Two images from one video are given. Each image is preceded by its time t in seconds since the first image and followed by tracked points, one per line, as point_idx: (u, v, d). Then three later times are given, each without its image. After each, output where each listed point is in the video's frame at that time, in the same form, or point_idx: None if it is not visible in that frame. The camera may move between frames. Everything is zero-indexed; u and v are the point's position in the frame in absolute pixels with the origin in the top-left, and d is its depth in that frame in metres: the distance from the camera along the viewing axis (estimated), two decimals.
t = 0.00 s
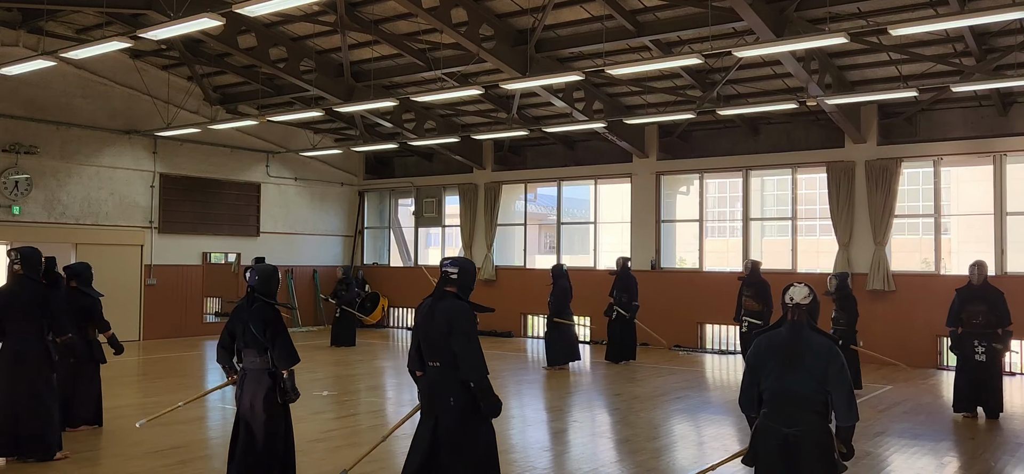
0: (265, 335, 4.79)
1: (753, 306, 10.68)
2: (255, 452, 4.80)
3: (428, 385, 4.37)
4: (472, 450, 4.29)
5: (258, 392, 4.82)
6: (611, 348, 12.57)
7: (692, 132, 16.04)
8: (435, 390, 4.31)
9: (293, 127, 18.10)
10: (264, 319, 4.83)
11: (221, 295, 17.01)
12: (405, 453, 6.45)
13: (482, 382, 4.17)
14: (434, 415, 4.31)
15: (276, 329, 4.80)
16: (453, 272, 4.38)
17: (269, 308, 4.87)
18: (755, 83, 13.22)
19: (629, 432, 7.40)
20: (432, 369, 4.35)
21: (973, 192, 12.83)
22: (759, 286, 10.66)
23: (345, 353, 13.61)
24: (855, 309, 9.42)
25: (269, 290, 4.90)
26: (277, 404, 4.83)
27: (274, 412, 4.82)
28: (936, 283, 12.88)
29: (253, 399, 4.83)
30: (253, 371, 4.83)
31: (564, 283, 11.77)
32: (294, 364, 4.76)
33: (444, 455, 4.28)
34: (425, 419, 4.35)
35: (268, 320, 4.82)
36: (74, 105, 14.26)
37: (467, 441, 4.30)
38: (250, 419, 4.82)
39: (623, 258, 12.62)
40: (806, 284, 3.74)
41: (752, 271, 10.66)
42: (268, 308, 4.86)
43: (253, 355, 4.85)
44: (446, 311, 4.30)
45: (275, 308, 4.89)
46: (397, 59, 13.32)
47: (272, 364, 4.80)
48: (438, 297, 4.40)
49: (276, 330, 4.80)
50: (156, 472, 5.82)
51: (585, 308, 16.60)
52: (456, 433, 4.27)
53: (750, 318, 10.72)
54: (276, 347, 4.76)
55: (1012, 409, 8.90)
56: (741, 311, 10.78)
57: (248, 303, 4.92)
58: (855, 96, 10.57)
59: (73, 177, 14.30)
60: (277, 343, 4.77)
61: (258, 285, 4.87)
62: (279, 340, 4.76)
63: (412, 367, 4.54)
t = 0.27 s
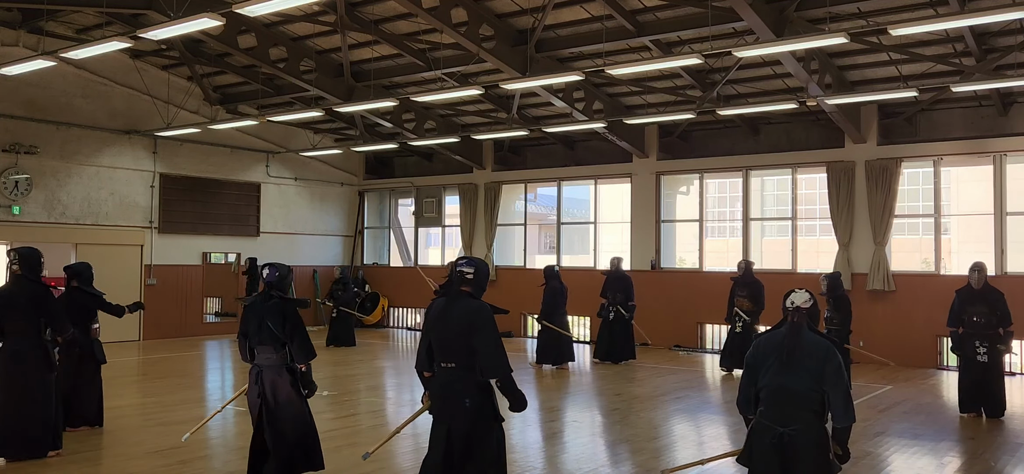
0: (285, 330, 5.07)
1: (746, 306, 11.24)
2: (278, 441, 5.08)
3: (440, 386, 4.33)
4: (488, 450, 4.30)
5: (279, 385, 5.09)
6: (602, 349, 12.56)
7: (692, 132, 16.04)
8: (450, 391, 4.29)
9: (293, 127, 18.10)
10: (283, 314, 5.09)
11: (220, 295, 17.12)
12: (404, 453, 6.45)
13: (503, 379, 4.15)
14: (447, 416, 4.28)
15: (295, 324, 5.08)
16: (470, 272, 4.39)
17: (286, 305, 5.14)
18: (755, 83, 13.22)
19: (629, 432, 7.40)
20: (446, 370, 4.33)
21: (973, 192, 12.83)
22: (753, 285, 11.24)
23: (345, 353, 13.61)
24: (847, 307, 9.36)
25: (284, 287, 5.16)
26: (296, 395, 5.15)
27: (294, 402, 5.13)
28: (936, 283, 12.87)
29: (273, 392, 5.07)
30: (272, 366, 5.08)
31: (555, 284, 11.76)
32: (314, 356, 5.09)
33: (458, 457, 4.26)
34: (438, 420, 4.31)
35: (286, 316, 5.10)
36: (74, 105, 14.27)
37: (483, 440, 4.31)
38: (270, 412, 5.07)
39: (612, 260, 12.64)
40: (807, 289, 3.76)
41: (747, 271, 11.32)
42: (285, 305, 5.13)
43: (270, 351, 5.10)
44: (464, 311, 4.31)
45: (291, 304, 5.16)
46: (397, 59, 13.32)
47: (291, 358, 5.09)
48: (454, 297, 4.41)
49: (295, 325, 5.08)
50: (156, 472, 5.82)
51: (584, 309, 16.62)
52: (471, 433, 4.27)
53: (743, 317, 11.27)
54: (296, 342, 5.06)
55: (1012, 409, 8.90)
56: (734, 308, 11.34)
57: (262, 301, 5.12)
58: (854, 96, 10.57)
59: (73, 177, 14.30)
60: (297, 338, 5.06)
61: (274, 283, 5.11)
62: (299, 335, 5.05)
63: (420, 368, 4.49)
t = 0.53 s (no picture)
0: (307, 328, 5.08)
1: (737, 306, 11.05)
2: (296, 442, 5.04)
3: (443, 386, 4.33)
4: (490, 452, 4.30)
5: (298, 384, 5.04)
6: (596, 352, 12.41)
7: (692, 133, 16.04)
8: (454, 390, 4.29)
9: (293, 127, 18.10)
10: (304, 313, 5.12)
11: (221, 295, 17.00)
12: (404, 453, 6.44)
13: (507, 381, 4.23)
14: (449, 416, 4.28)
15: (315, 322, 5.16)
16: (477, 271, 4.41)
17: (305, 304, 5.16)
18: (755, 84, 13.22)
19: (629, 432, 7.39)
20: (450, 368, 4.33)
21: (973, 192, 12.83)
22: (745, 286, 11.10)
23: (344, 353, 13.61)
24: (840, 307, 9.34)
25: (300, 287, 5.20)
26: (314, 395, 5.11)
27: (313, 402, 5.10)
28: (936, 283, 12.87)
29: (291, 391, 5.03)
30: (292, 364, 5.05)
31: (543, 284, 11.78)
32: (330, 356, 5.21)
33: (460, 457, 4.25)
34: (440, 420, 4.30)
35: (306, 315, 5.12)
36: (74, 105, 14.27)
37: (487, 441, 4.31)
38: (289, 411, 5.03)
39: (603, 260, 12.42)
40: (803, 287, 3.78)
41: (738, 271, 11.20)
42: (303, 304, 5.15)
43: (289, 350, 5.07)
44: (473, 311, 4.33)
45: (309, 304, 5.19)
46: (397, 59, 13.32)
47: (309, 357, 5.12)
48: (461, 296, 4.42)
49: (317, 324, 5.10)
50: (156, 471, 5.82)
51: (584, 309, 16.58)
52: (474, 434, 4.27)
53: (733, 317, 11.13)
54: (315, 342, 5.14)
55: (1012, 409, 8.90)
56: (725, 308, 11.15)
57: (280, 300, 5.12)
58: (854, 96, 10.57)
59: (73, 177, 14.30)
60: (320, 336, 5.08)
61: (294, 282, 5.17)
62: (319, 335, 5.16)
63: (421, 367, 4.49)
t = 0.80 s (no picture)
0: (321, 329, 5.15)
1: (729, 305, 11.20)
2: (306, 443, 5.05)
3: (442, 385, 4.31)
4: (488, 452, 4.31)
5: (311, 385, 5.09)
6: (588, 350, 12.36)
7: (692, 133, 16.03)
8: (454, 390, 4.28)
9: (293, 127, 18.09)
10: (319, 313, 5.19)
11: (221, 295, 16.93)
12: (404, 453, 6.43)
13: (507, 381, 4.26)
14: (449, 417, 4.26)
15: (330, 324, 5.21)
16: (478, 271, 4.43)
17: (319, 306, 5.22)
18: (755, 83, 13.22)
19: (629, 432, 7.38)
20: (449, 368, 4.32)
21: (973, 192, 12.82)
22: (737, 285, 11.21)
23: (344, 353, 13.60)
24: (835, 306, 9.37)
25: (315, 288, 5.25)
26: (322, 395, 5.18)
27: (321, 402, 5.15)
28: (936, 283, 12.87)
29: (303, 392, 5.05)
30: (305, 365, 5.08)
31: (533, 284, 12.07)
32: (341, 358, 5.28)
33: (459, 458, 4.23)
34: (438, 422, 4.27)
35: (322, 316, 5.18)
36: (74, 105, 14.27)
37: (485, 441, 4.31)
38: (300, 412, 5.04)
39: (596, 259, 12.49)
40: (800, 284, 3.78)
41: (729, 271, 11.25)
42: (318, 305, 5.21)
43: (303, 351, 5.10)
44: (475, 311, 4.34)
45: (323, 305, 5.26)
46: (397, 59, 13.32)
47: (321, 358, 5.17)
48: (461, 296, 4.43)
49: (330, 325, 5.21)
50: (156, 471, 5.82)
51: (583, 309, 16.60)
52: (474, 434, 4.27)
53: (727, 316, 11.24)
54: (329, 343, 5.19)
55: (1012, 409, 8.90)
56: (718, 308, 11.30)
57: (296, 300, 5.15)
58: (854, 97, 10.56)
59: (73, 177, 14.30)
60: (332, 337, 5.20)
61: (307, 282, 5.20)
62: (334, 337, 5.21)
63: (417, 367, 4.46)
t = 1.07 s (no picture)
0: (325, 329, 5.13)
1: (726, 306, 11.23)
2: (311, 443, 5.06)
3: (436, 388, 4.30)
4: (485, 452, 4.31)
5: (315, 385, 5.08)
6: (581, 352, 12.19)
7: (692, 133, 16.03)
8: (448, 391, 4.27)
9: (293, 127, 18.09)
10: (322, 314, 5.17)
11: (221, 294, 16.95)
12: (405, 453, 6.43)
13: (500, 380, 4.28)
14: (445, 419, 4.25)
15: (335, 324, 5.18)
16: (465, 271, 4.41)
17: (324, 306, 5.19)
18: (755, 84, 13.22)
19: (630, 432, 7.38)
20: (443, 369, 4.31)
21: (973, 192, 12.83)
22: (735, 286, 11.24)
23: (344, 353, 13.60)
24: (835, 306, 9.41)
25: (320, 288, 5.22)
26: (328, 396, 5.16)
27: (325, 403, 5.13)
28: (936, 283, 12.88)
29: (307, 392, 5.05)
30: (308, 365, 5.08)
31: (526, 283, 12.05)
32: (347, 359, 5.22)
33: (458, 459, 4.23)
34: (434, 423, 4.25)
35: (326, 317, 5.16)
36: (74, 105, 14.26)
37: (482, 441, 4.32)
38: (304, 412, 5.04)
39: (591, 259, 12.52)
40: (810, 285, 3.76)
41: (725, 272, 11.31)
42: (323, 305, 5.18)
43: (307, 351, 5.09)
44: (467, 310, 4.33)
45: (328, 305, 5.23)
46: (397, 59, 13.32)
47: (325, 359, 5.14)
48: (451, 296, 4.41)
49: (334, 325, 5.18)
50: (157, 472, 5.82)
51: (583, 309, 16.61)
52: (471, 435, 4.27)
53: (725, 317, 11.27)
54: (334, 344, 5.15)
55: (1012, 409, 8.90)
56: (715, 310, 11.34)
57: (301, 300, 5.14)
58: (855, 97, 10.56)
59: (73, 177, 14.30)
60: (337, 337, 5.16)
61: (310, 283, 5.19)
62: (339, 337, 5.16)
63: (411, 371, 4.47)
